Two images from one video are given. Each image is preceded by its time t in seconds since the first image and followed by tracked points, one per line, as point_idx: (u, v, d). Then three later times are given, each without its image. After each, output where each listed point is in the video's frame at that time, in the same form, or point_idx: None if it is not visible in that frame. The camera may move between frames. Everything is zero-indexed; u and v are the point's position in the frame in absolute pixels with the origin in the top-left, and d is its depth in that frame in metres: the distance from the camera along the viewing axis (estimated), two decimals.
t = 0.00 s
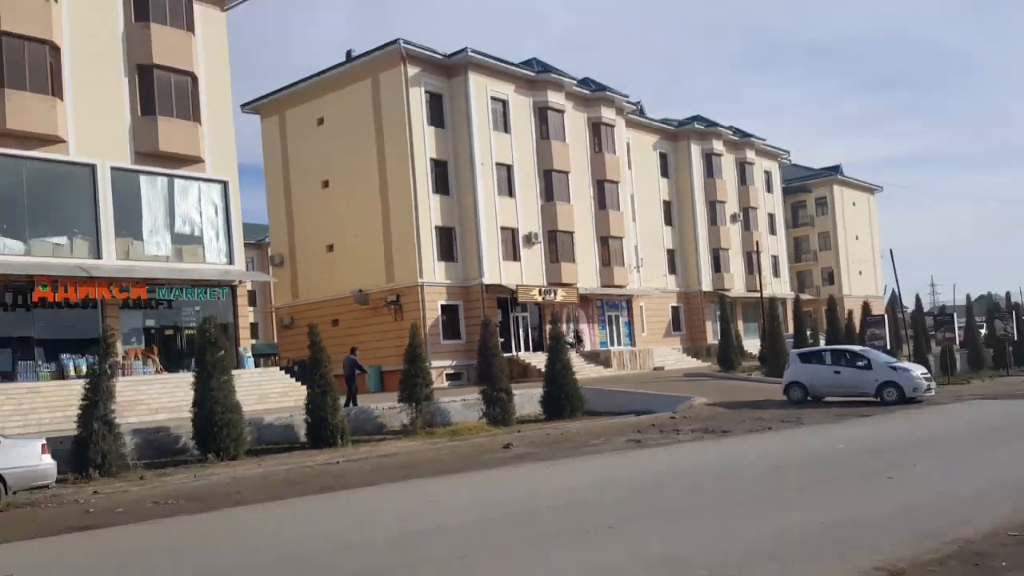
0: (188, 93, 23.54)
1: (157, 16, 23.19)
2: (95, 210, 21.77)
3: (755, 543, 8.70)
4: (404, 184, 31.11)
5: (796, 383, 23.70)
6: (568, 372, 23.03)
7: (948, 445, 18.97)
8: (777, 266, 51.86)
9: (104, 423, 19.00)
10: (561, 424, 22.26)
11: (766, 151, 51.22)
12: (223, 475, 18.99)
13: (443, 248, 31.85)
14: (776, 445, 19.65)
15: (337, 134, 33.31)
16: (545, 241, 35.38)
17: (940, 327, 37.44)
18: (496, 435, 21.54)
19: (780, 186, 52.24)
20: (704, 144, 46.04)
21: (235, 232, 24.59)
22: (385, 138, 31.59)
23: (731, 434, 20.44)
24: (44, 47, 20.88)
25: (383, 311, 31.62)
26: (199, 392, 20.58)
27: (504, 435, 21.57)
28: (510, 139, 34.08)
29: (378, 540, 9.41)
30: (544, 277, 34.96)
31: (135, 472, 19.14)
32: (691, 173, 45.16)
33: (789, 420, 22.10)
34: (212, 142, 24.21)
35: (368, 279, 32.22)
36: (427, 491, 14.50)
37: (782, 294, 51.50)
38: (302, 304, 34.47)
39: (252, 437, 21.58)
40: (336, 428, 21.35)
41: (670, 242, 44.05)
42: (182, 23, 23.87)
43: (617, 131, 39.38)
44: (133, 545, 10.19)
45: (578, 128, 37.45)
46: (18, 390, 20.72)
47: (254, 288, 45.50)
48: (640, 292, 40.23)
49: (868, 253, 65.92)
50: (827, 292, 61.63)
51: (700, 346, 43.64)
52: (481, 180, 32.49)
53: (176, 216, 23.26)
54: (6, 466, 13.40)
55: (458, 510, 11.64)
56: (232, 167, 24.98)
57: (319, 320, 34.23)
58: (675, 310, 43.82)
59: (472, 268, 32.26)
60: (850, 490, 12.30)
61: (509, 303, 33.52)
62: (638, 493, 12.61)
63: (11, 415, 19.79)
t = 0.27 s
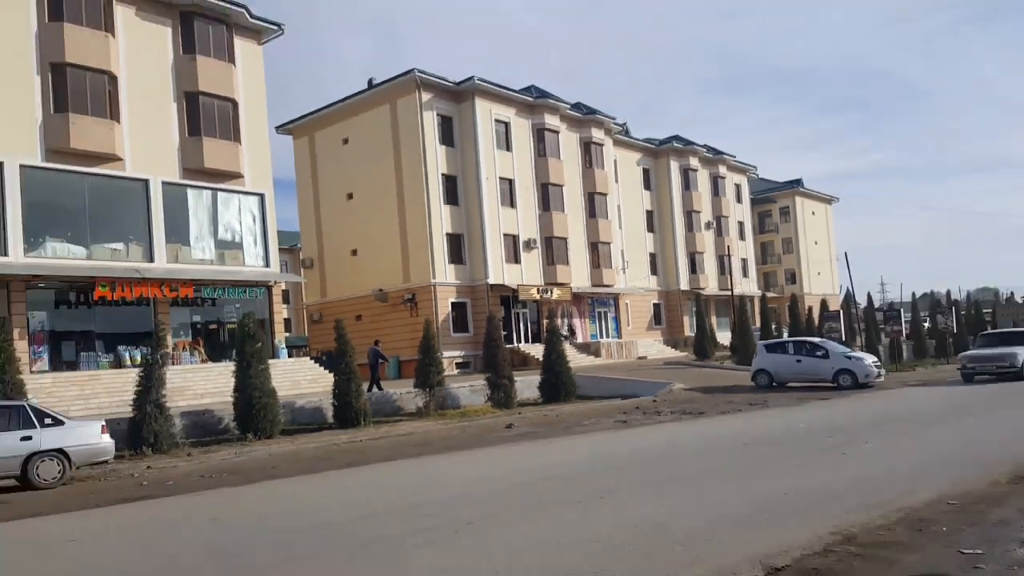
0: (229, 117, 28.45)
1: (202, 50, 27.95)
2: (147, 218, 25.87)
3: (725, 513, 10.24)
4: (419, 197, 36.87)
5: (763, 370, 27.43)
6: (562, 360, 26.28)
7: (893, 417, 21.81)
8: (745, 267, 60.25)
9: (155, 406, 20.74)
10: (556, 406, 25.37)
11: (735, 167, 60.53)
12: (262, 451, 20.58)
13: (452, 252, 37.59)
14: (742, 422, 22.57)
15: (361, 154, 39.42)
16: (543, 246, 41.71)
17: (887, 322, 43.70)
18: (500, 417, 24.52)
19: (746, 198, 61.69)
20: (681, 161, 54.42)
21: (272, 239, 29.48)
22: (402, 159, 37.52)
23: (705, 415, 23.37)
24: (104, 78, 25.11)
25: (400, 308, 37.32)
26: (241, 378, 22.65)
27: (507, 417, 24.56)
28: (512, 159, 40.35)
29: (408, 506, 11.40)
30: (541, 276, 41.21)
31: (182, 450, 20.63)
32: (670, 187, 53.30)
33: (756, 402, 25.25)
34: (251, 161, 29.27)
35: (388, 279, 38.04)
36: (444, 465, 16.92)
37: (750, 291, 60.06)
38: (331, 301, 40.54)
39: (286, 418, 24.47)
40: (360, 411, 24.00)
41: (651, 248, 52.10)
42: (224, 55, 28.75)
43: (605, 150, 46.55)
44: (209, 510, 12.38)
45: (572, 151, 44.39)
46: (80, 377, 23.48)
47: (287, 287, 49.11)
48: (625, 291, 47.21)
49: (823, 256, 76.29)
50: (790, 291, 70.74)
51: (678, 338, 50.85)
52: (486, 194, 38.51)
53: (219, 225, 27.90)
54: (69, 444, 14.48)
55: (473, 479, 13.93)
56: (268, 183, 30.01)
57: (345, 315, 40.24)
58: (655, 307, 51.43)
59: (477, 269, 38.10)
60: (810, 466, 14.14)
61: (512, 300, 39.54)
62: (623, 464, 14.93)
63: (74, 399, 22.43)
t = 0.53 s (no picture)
0: (242, 125, 29.76)
1: (217, 61, 29.21)
2: (164, 221, 27.21)
3: (715, 505, 10.62)
4: (424, 200, 38.12)
5: (752, 364, 28.86)
6: (561, 356, 27.62)
7: (873, 406, 23.00)
8: (735, 266, 62.16)
9: (173, 400, 21.53)
10: (555, 400, 26.65)
11: (727, 171, 62.14)
12: (278, 443, 21.55)
13: (456, 254, 38.95)
14: (732, 414, 23.80)
15: (368, 159, 40.70)
16: (542, 247, 42.95)
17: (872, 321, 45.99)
18: (502, 410, 25.76)
19: (738, 200, 63.33)
20: (675, 165, 55.78)
21: (283, 241, 30.81)
22: (408, 164, 38.76)
23: (697, 408, 24.59)
24: (123, 88, 26.35)
25: (407, 307, 38.64)
26: (254, 374, 23.57)
27: (508, 410, 25.81)
28: (512, 163, 41.58)
29: (416, 497, 12.22)
30: (540, 276, 42.46)
31: (199, 443, 21.58)
32: (664, 191, 54.73)
33: (745, 396, 26.53)
34: (264, 168, 30.60)
35: (394, 279, 39.37)
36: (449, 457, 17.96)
37: (741, 290, 61.95)
38: (341, 300, 42.06)
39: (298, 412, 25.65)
40: (369, 404, 25.22)
41: (646, 249, 53.44)
42: (238, 66, 30.03)
43: (602, 156, 47.95)
44: (234, 497, 13.37)
45: (570, 156, 45.69)
46: (102, 373, 24.66)
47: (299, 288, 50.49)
48: (622, 290, 48.75)
49: (810, 256, 77.93)
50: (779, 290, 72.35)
51: (671, 334, 52.47)
52: (488, 197, 39.82)
53: (233, 229, 29.20)
54: (91, 437, 15.10)
55: (478, 470, 14.94)
56: (281, 189, 31.29)
57: (353, 314, 41.68)
58: (650, 305, 53.07)
59: (480, 269, 39.44)
60: (796, 457, 14.68)
61: (513, 299, 40.85)
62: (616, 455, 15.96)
63: (97, 394, 23.58)
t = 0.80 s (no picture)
0: (243, 125, 29.78)
1: (218, 61, 29.22)
2: (164, 221, 27.23)
3: (717, 504, 10.61)
4: (425, 199, 38.13)
5: (753, 364, 28.87)
6: (562, 355, 27.64)
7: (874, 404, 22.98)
8: (736, 266, 62.15)
9: (175, 401, 21.53)
10: (556, 400, 26.66)
11: (727, 170, 62.13)
12: (279, 443, 21.54)
13: (456, 254, 38.96)
14: (733, 413, 23.79)
15: (368, 159, 40.72)
16: (543, 247, 42.93)
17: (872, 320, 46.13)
18: (503, 410, 25.77)
19: (739, 200, 63.31)
20: (676, 165, 55.75)
21: (285, 241, 30.80)
22: (408, 163, 38.77)
23: (698, 407, 24.58)
24: (124, 88, 26.37)
25: (408, 307, 38.64)
26: (255, 374, 23.52)
27: (509, 410, 25.81)
28: (513, 163, 41.56)
29: (417, 497, 12.20)
30: (541, 276, 42.42)
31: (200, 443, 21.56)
32: (665, 190, 54.69)
33: (746, 395, 26.51)
34: (265, 167, 30.61)
35: (395, 278, 39.39)
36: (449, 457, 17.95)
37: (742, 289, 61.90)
38: (342, 300, 42.09)
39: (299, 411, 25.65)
40: (370, 404, 25.22)
41: (647, 248, 53.41)
42: (238, 65, 30.03)
43: (602, 156, 47.94)
44: (235, 497, 13.37)
45: (570, 155, 45.68)
46: (104, 373, 24.66)
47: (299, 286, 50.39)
48: (622, 289, 48.74)
49: (811, 255, 77.83)
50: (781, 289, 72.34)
51: (672, 333, 52.46)
52: (488, 197, 39.82)
53: (234, 229, 29.21)
54: (92, 437, 15.11)
55: (479, 469, 14.95)
56: (282, 189, 31.30)
57: (354, 314, 41.70)
58: (651, 304, 53.04)
59: (481, 269, 39.45)
60: (798, 456, 14.63)
61: (514, 298, 40.81)
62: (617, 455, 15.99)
63: (98, 394, 23.61)
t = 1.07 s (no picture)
0: (245, 126, 29.83)
1: (219, 62, 29.26)
2: (166, 221, 27.29)
3: (718, 504, 10.59)
4: (426, 199, 38.15)
5: (755, 363, 28.84)
6: (563, 355, 27.66)
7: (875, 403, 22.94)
8: (737, 265, 62.14)
9: (176, 401, 21.57)
10: (557, 399, 26.67)
11: (729, 169, 62.07)
12: (280, 443, 21.55)
13: (457, 253, 38.97)
14: (735, 412, 23.77)
15: (369, 160, 40.76)
16: (544, 246, 42.92)
17: (873, 318, 46.10)
18: (504, 409, 25.79)
19: (740, 199, 63.26)
20: (677, 164, 55.70)
21: (286, 241, 30.84)
22: (409, 163, 38.80)
23: (700, 407, 24.56)
24: (125, 89, 26.42)
25: (409, 306, 38.67)
26: (257, 374, 23.51)
27: (511, 409, 25.82)
28: (514, 162, 41.56)
29: (417, 497, 12.20)
30: (542, 275, 42.41)
31: (202, 443, 21.58)
32: (666, 190, 54.65)
33: (748, 395, 26.47)
34: (267, 168, 30.67)
35: (396, 278, 39.41)
36: (450, 457, 17.96)
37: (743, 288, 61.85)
38: (343, 300, 42.14)
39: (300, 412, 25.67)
40: (371, 404, 25.24)
41: (648, 248, 53.39)
42: (239, 66, 30.07)
43: (603, 155, 47.92)
44: (236, 497, 13.38)
45: (571, 155, 45.66)
46: (106, 373, 24.70)
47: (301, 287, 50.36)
48: (623, 289, 48.76)
49: (812, 254, 77.73)
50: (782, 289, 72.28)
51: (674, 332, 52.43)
52: (489, 196, 39.82)
53: (236, 229, 29.26)
54: (94, 438, 15.14)
55: (479, 469, 14.95)
56: (283, 189, 31.33)
57: (355, 314, 41.74)
58: (653, 303, 53.03)
59: (482, 269, 39.46)
60: (799, 455, 14.59)
61: (515, 298, 40.81)
62: (617, 454, 15.99)
63: (100, 395, 23.66)
